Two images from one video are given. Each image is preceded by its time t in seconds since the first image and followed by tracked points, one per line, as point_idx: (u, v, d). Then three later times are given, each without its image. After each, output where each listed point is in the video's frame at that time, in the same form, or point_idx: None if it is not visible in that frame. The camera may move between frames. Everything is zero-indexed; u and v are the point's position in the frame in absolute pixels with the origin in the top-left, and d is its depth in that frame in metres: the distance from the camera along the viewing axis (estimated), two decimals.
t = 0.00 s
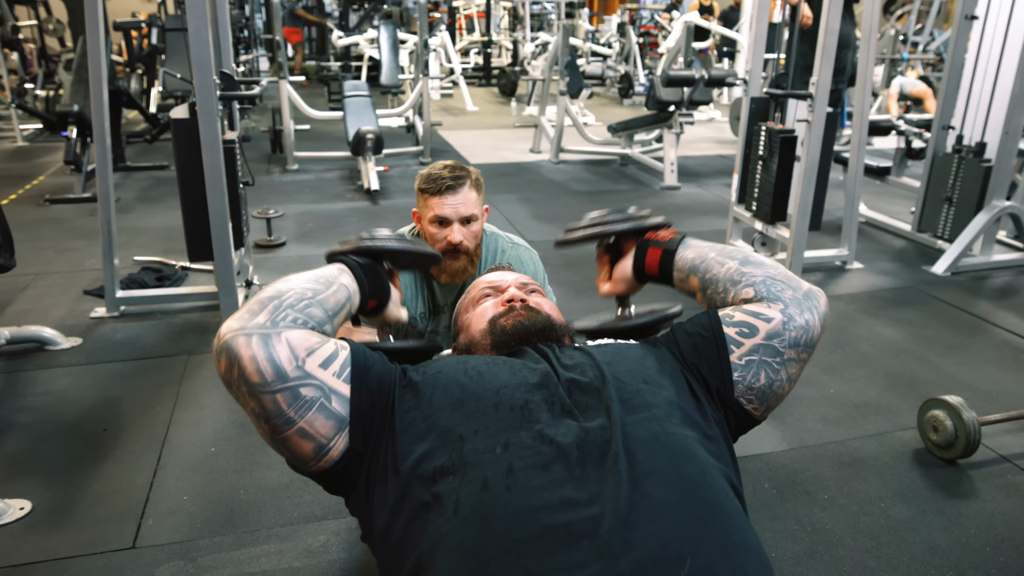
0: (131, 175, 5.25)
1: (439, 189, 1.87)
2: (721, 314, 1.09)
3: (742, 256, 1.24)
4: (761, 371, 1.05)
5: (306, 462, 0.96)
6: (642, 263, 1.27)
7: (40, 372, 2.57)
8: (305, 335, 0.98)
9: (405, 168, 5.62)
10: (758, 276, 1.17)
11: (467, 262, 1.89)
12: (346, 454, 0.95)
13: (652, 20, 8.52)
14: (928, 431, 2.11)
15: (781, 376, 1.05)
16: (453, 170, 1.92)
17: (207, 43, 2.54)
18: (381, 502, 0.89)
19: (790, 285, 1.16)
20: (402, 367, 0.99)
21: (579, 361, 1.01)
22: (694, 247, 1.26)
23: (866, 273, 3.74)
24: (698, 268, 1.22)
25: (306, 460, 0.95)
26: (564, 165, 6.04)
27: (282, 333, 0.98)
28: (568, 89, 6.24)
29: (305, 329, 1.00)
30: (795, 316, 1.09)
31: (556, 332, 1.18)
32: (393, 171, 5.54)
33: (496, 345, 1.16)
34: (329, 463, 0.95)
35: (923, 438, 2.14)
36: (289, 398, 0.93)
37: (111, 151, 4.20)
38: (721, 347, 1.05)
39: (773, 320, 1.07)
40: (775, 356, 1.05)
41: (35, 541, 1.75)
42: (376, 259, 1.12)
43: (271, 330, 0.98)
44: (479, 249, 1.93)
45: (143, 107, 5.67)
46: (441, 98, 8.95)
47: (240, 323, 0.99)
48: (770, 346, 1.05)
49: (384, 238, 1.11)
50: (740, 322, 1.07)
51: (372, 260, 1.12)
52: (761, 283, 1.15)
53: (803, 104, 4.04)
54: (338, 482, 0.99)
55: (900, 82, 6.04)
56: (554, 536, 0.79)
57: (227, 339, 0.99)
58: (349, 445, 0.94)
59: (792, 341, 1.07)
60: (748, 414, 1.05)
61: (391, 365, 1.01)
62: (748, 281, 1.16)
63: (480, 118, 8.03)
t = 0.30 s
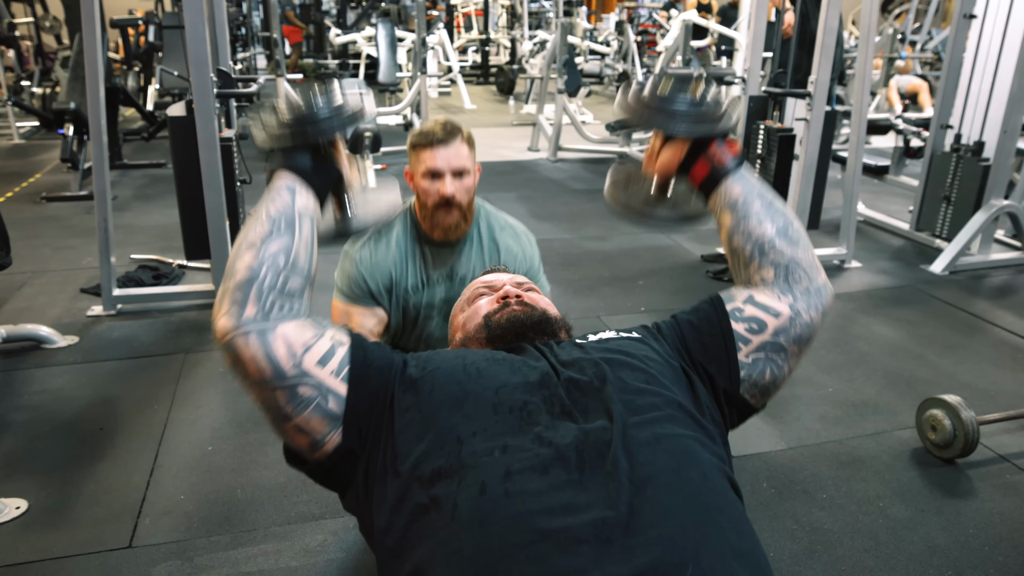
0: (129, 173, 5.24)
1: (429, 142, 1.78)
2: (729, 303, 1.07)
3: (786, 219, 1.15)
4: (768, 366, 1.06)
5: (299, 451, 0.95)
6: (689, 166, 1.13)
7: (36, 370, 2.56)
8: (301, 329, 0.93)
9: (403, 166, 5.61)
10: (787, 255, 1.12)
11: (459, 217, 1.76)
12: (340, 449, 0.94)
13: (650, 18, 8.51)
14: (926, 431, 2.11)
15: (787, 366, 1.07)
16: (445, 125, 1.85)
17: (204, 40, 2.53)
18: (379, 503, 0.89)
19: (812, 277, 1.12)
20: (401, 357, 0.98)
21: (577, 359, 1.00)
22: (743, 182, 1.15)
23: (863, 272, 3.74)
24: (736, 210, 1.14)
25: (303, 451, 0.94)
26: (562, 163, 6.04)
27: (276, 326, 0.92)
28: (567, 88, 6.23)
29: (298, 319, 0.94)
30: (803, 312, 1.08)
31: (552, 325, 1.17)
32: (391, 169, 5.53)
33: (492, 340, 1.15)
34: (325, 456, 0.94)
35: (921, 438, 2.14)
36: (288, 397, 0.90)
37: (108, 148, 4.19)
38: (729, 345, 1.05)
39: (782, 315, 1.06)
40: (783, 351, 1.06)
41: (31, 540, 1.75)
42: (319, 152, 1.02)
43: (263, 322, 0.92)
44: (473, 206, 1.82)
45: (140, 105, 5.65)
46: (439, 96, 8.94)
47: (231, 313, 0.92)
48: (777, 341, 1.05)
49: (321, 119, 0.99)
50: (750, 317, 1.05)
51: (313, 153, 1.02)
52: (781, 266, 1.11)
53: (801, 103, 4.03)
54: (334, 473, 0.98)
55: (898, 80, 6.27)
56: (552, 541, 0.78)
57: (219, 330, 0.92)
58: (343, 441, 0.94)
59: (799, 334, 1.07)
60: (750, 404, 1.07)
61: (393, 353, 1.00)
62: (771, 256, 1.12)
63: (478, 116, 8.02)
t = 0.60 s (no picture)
0: (129, 172, 5.23)
1: (428, 118, 1.75)
2: (679, 274, 1.09)
3: (746, 156, 1.15)
4: (734, 323, 1.07)
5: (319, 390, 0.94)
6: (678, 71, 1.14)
7: (36, 369, 2.56)
8: (368, 270, 0.94)
9: (403, 165, 5.60)
10: (738, 193, 1.12)
11: (456, 194, 1.70)
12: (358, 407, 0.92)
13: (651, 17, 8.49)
14: (928, 430, 2.10)
15: (749, 318, 1.09)
16: (444, 102, 1.81)
17: (204, 39, 2.52)
18: (381, 498, 0.88)
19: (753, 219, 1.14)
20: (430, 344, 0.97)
21: (582, 359, 0.99)
22: (715, 109, 1.13)
23: (864, 271, 3.73)
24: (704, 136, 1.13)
25: (320, 390, 0.92)
26: (562, 162, 6.03)
27: (348, 258, 0.93)
28: (567, 86, 6.22)
29: (366, 257, 0.95)
30: (744, 261, 1.11)
31: (558, 326, 1.17)
32: (391, 168, 5.52)
33: (496, 338, 1.15)
34: (343, 408, 0.92)
35: (922, 437, 2.13)
36: (334, 328, 0.90)
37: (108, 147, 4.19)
38: (694, 316, 1.06)
39: (727, 267, 1.09)
40: (742, 302, 1.08)
41: (31, 540, 1.74)
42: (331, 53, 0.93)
43: (337, 251, 0.92)
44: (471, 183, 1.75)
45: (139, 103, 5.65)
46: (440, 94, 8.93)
47: (308, 230, 0.92)
48: (733, 294, 1.08)
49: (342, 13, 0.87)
50: (702, 281, 1.07)
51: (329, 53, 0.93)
52: (732, 200, 1.12)
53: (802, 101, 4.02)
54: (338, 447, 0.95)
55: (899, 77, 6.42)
56: (559, 539, 0.79)
57: (296, 250, 0.93)
58: (362, 402, 0.92)
59: (750, 281, 1.10)
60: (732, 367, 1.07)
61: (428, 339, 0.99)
62: (725, 188, 1.12)
63: (479, 115, 8.01)
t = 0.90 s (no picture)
0: (133, 170, 5.24)
1: (455, 121, 1.72)
2: (718, 308, 1.08)
3: (768, 216, 1.17)
4: (765, 365, 1.03)
5: (314, 472, 0.92)
6: (671, 177, 1.15)
7: (41, 367, 2.56)
8: (324, 347, 0.91)
9: (406, 163, 5.61)
10: (771, 250, 1.13)
11: (482, 201, 1.71)
12: (357, 467, 0.92)
13: (654, 15, 8.48)
14: (933, 429, 2.10)
15: (784, 366, 1.04)
16: (472, 104, 1.77)
17: (208, 38, 2.52)
18: (390, 511, 0.88)
19: (799, 271, 1.12)
20: (413, 368, 0.99)
21: (588, 364, 1.00)
22: (722, 185, 1.17)
23: (868, 269, 3.73)
24: (718, 214, 1.15)
25: (316, 471, 0.91)
26: (565, 160, 6.03)
27: (301, 343, 0.89)
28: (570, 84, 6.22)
29: (324, 336, 0.92)
30: (792, 302, 1.08)
31: (562, 334, 1.17)
32: (394, 166, 5.53)
33: (500, 346, 1.15)
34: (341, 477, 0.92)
35: (927, 435, 2.13)
36: (310, 417, 0.87)
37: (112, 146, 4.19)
38: (723, 347, 1.04)
39: (772, 310, 1.05)
40: (777, 348, 1.04)
41: (36, 537, 1.75)
42: (345, 165, 0.99)
43: (289, 338, 0.89)
44: (498, 189, 1.75)
45: (143, 102, 5.66)
46: (443, 92, 8.93)
47: (252, 325, 0.88)
48: (771, 338, 1.04)
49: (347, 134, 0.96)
50: (740, 316, 1.05)
51: (340, 166, 0.99)
52: (770, 257, 1.12)
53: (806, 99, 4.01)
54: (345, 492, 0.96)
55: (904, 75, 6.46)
56: (566, 547, 0.77)
57: (236, 347, 0.87)
58: (361, 460, 0.92)
59: (791, 330, 1.06)
60: (755, 409, 1.04)
61: (401, 364, 1.00)
62: (759, 251, 1.12)
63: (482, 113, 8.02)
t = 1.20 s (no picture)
0: (135, 168, 5.25)
1: (484, 117, 1.69)
2: (733, 315, 1.08)
3: (759, 252, 1.20)
4: (776, 373, 1.04)
5: (314, 480, 0.95)
6: (650, 264, 1.23)
7: (44, 365, 2.57)
8: (316, 356, 0.94)
9: (408, 161, 5.60)
10: (772, 273, 1.14)
11: (510, 199, 1.70)
12: (358, 472, 0.94)
13: (656, 12, 8.47)
14: (935, 427, 2.10)
15: (798, 378, 1.04)
16: (505, 96, 1.73)
17: (211, 36, 2.53)
18: (393, 511, 0.89)
19: (806, 286, 1.12)
20: (412, 375, 1.01)
21: (591, 364, 1.01)
22: (702, 247, 1.23)
23: (871, 267, 3.72)
24: (708, 267, 1.20)
25: (318, 481, 0.93)
26: (568, 158, 6.03)
27: (292, 354, 0.93)
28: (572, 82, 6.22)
29: (315, 347, 0.96)
30: (809, 315, 1.07)
31: (565, 333, 1.17)
32: (397, 164, 5.53)
33: (501, 346, 1.15)
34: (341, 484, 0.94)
35: (930, 433, 2.13)
36: (302, 424, 0.90)
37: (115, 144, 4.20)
38: (734, 350, 1.04)
39: (787, 321, 1.05)
40: (791, 358, 1.04)
41: (39, 534, 1.75)
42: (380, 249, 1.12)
43: (280, 349, 0.93)
44: (529, 186, 1.74)
45: (146, 100, 5.66)
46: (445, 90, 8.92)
47: (245, 339, 0.92)
48: (786, 347, 1.04)
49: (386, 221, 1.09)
50: (753, 324, 1.06)
51: (376, 251, 1.12)
52: (773, 281, 1.12)
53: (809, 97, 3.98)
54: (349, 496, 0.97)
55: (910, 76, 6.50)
56: (567, 546, 0.77)
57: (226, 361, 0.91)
58: (363, 466, 0.94)
59: (808, 342, 1.05)
60: (763, 418, 1.04)
61: (398, 371, 1.02)
62: (760, 279, 1.14)
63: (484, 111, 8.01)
